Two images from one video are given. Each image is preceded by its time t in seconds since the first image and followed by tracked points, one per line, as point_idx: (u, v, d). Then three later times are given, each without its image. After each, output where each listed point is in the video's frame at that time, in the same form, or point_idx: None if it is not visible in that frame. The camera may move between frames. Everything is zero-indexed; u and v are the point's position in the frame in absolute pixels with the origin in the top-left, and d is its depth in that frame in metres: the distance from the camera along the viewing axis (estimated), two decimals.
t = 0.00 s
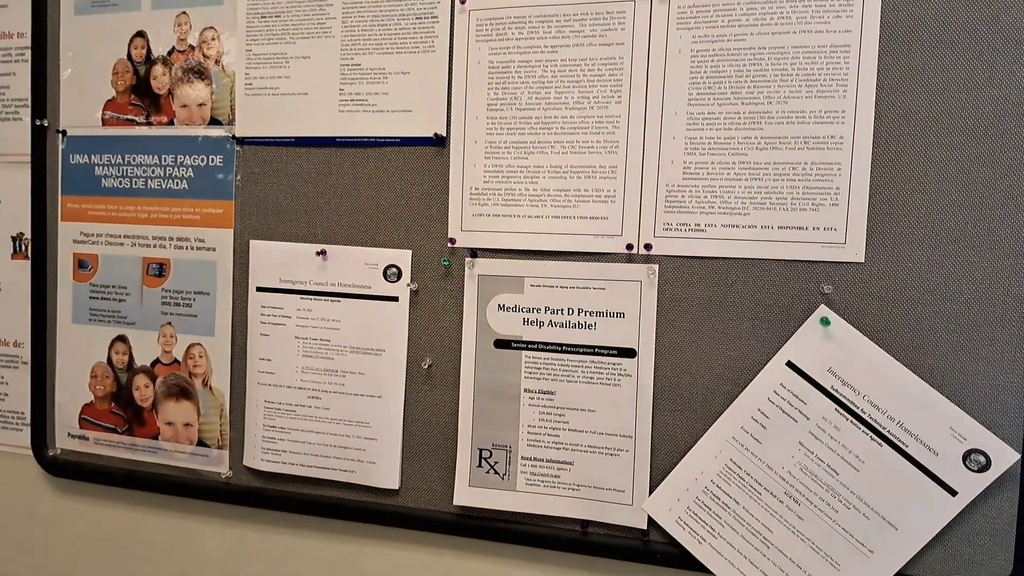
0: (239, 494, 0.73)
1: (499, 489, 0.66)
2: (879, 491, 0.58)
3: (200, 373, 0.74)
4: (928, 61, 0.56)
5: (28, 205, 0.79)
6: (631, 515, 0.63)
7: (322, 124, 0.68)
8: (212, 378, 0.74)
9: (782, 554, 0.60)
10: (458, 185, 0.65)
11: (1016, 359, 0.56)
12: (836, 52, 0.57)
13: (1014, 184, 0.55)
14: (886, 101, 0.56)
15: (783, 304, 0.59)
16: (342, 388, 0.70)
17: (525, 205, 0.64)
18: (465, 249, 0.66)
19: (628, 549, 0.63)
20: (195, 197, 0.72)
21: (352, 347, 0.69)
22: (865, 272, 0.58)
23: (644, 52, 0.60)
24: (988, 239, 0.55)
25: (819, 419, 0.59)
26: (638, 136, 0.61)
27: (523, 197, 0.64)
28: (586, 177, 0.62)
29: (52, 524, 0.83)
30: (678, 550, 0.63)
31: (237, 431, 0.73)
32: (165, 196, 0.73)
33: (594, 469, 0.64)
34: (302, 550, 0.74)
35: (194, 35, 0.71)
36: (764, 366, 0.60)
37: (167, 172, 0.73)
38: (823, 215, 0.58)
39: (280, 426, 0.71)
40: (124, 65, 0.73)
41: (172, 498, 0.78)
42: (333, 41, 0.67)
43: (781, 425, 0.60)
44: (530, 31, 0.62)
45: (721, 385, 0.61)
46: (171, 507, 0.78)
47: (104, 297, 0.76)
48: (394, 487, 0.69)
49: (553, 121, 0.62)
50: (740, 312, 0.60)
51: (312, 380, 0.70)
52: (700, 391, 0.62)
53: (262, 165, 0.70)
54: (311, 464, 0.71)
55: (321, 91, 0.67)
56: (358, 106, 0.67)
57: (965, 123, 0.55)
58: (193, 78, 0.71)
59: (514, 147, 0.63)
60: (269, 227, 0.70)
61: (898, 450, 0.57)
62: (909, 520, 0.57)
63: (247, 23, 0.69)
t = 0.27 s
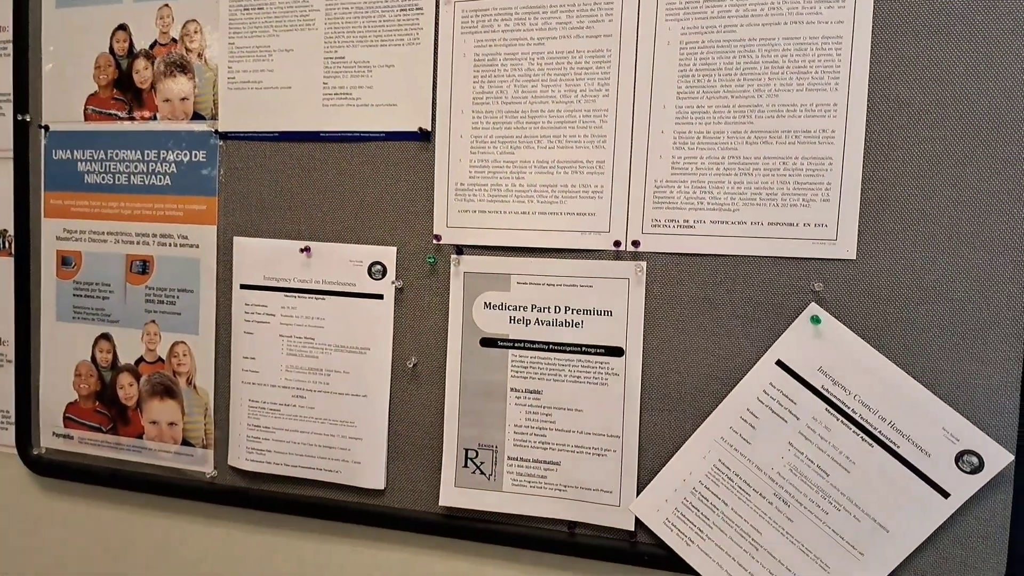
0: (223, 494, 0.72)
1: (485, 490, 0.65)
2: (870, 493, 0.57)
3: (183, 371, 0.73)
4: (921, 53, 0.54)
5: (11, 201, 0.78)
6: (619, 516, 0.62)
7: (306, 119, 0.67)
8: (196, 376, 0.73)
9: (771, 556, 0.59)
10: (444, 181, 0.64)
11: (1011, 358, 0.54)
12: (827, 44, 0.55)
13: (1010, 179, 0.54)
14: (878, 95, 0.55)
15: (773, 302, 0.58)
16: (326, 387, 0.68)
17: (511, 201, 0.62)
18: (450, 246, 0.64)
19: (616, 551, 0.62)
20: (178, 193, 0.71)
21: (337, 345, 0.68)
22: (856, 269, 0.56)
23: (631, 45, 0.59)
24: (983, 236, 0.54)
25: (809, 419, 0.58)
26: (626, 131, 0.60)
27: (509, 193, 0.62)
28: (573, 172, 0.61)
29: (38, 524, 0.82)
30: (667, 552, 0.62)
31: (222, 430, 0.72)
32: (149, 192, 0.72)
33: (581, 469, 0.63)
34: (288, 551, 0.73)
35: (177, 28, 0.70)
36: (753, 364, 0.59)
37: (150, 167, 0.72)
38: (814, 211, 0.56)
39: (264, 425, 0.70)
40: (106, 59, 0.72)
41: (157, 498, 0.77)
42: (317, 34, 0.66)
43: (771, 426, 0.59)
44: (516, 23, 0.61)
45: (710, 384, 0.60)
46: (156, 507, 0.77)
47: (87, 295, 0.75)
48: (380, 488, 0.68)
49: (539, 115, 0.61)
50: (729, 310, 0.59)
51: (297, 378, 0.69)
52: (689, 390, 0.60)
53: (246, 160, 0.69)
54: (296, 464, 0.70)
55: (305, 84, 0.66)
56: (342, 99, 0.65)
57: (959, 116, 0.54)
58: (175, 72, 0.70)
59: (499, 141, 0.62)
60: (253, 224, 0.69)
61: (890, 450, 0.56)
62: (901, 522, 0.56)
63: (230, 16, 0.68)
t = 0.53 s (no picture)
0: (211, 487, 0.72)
1: (473, 482, 0.64)
2: (859, 484, 0.56)
3: (170, 364, 0.72)
4: (911, 40, 0.54)
5: None
6: (608, 508, 0.62)
7: (291, 108, 0.66)
8: (183, 369, 0.72)
9: (760, 548, 0.59)
10: (431, 171, 0.63)
11: (1000, 348, 0.54)
12: (816, 31, 0.55)
13: (1000, 168, 0.53)
14: (868, 83, 0.55)
15: (761, 293, 0.58)
16: (314, 379, 0.68)
17: (498, 191, 0.62)
18: (438, 237, 0.64)
19: (606, 542, 0.62)
20: (163, 184, 0.71)
21: (324, 337, 0.67)
22: (846, 259, 0.56)
23: (619, 32, 0.58)
24: (973, 225, 0.54)
25: (798, 410, 0.57)
26: (614, 120, 0.59)
27: (497, 183, 0.62)
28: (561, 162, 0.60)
29: (24, 518, 0.81)
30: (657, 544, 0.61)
31: (209, 423, 0.72)
32: (134, 183, 0.72)
33: (570, 462, 0.62)
34: (276, 544, 0.72)
35: (160, 17, 0.69)
36: (742, 355, 0.59)
37: (134, 158, 0.71)
38: (803, 201, 0.56)
39: (251, 418, 0.70)
40: (90, 47, 0.71)
41: (144, 491, 0.76)
42: (302, 22, 0.65)
43: (760, 417, 0.58)
44: (503, 10, 0.60)
45: (699, 376, 0.60)
46: (143, 501, 0.76)
47: (72, 287, 0.75)
48: (368, 480, 0.67)
49: (526, 103, 0.61)
50: (718, 301, 0.59)
51: (284, 370, 0.69)
52: (677, 381, 0.60)
53: (231, 151, 0.68)
54: (283, 457, 0.69)
55: (290, 73, 0.66)
56: (328, 88, 0.65)
57: (948, 105, 0.54)
58: (160, 61, 0.69)
59: (487, 131, 0.62)
60: (239, 214, 0.69)
61: (878, 441, 0.56)
62: (890, 513, 0.56)
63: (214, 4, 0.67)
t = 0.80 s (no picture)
0: (207, 480, 0.71)
1: (470, 475, 0.64)
2: (857, 476, 0.56)
3: (166, 357, 0.72)
4: (909, 31, 0.54)
5: None
6: (606, 500, 0.62)
7: (288, 99, 0.66)
8: (179, 362, 0.72)
9: (758, 539, 0.59)
10: (428, 162, 0.63)
11: (997, 339, 0.54)
12: (814, 21, 0.55)
13: (998, 158, 0.53)
14: (866, 73, 0.55)
15: (759, 284, 0.58)
16: (310, 371, 0.68)
17: (496, 183, 0.62)
18: (435, 228, 0.64)
19: (604, 535, 0.62)
20: (160, 175, 0.70)
21: (321, 329, 0.67)
22: (844, 250, 0.56)
23: (617, 23, 0.58)
24: (971, 215, 0.54)
25: (795, 401, 0.57)
26: (611, 111, 0.59)
27: (494, 174, 0.62)
28: (558, 153, 0.60)
29: (20, 512, 0.81)
30: (655, 536, 0.61)
31: (205, 416, 0.72)
32: (130, 174, 0.71)
33: (567, 454, 0.62)
34: (272, 538, 0.72)
35: (157, 7, 0.69)
36: (740, 347, 0.59)
37: (131, 149, 0.71)
38: (801, 191, 0.56)
39: (248, 411, 0.70)
40: (86, 39, 0.71)
41: (140, 485, 0.76)
42: (298, 12, 0.65)
43: (758, 409, 0.58)
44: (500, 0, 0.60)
45: (697, 367, 0.60)
46: (140, 495, 0.76)
47: (68, 279, 0.74)
48: (365, 473, 0.67)
49: (524, 94, 0.60)
50: (716, 292, 0.59)
51: (280, 363, 0.68)
52: (674, 373, 0.60)
53: (228, 142, 0.68)
54: (280, 450, 0.69)
55: (287, 64, 0.65)
56: (325, 80, 0.65)
57: (946, 95, 0.54)
58: (156, 52, 0.69)
59: (484, 122, 0.61)
60: (235, 206, 0.69)
61: (876, 432, 0.56)
62: (888, 504, 0.56)
63: None
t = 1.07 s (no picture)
0: (207, 476, 0.71)
1: (471, 471, 0.64)
2: (861, 473, 0.56)
3: (166, 352, 0.72)
4: (915, 23, 0.53)
5: None
6: (607, 497, 0.61)
7: (288, 94, 0.65)
8: (179, 357, 0.71)
9: (761, 537, 0.58)
10: (429, 157, 0.63)
11: (1002, 335, 0.54)
12: (819, 14, 0.54)
13: (1004, 153, 0.53)
14: (871, 67, 0.54)
15: (763, 279, 0.57)
16: (311, 367, 0.67)
17: (497, 177, 0.61)
18: (436, 224, 0.63)
19: (605, 532, 0.61)
20: (160, 170, 0.70)
21: (321, 325, 0.67)
22: (848, 246, 0.56)
23: (619, 15, 0.58)
24: (977, 211, 0.53)
25: (799, 398, 0.57)
26: (614, 105, 0.58)
27: (496, 169, 0.61)
28: (560, 148, 0.60)
29: (20, 509, 0.81)
30: (657, 533, 0.61)
31: (205, 412, 0.71)
32: (130, 169, 0.71)
33: (569, 451, 0.62)
34: (273, 534, 0.72)
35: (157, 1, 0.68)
36: (743, 343, 0.58)
37: (131, 144, 0.71)
38: (805, 186, 0.55)
39: (248, 407, 0.69)
40: (86, 33, 0.71)
41: (140, 481, 0.75)
42: (299, 6, 0.64)
43: (761, 406, 0.58)
44: None
45: (700, 364, 0.59)
46: (140, 491, 0.76)
47: (68, 274, 0.74)
48: (366, 470, 0.67)
49: (526, 88, 0.60)
50: (718, 288, 0.58)
51: (280, 359, 0.68)
52: (677, 369, 0.60)
53: (228, 137, 0.68)
54: (280, 447, 0.69)
55: (287, 58, 0.65)
56: (325, 74, 0.64)
57: (952, 89, 0.53)
58: (156, 46, 0.69)
59: (485, 116, 0.61)
60: (235, 201, 0.68)
61: (881, 430, 0.55)
62: (892, 502, 0.55)
63: None
